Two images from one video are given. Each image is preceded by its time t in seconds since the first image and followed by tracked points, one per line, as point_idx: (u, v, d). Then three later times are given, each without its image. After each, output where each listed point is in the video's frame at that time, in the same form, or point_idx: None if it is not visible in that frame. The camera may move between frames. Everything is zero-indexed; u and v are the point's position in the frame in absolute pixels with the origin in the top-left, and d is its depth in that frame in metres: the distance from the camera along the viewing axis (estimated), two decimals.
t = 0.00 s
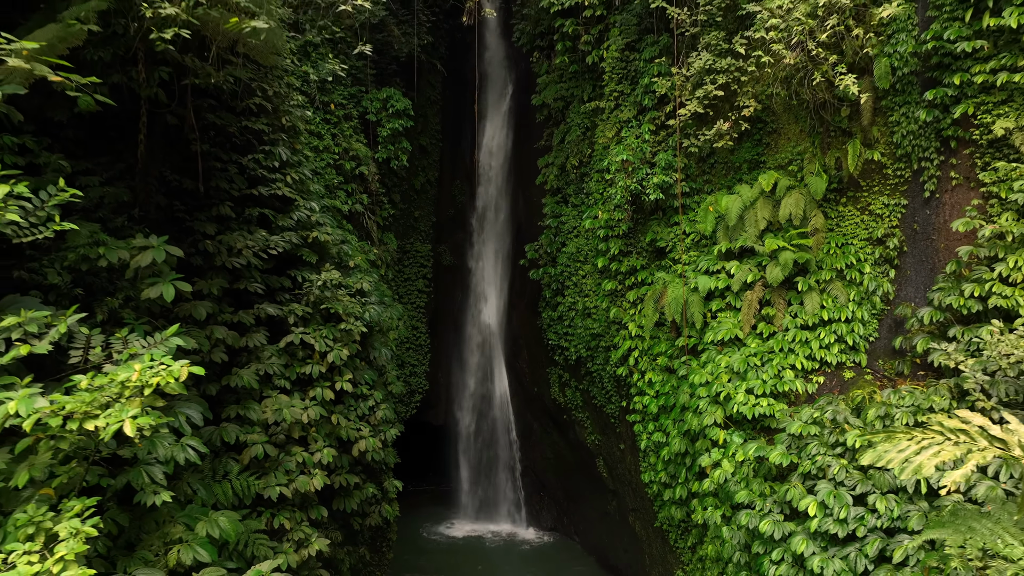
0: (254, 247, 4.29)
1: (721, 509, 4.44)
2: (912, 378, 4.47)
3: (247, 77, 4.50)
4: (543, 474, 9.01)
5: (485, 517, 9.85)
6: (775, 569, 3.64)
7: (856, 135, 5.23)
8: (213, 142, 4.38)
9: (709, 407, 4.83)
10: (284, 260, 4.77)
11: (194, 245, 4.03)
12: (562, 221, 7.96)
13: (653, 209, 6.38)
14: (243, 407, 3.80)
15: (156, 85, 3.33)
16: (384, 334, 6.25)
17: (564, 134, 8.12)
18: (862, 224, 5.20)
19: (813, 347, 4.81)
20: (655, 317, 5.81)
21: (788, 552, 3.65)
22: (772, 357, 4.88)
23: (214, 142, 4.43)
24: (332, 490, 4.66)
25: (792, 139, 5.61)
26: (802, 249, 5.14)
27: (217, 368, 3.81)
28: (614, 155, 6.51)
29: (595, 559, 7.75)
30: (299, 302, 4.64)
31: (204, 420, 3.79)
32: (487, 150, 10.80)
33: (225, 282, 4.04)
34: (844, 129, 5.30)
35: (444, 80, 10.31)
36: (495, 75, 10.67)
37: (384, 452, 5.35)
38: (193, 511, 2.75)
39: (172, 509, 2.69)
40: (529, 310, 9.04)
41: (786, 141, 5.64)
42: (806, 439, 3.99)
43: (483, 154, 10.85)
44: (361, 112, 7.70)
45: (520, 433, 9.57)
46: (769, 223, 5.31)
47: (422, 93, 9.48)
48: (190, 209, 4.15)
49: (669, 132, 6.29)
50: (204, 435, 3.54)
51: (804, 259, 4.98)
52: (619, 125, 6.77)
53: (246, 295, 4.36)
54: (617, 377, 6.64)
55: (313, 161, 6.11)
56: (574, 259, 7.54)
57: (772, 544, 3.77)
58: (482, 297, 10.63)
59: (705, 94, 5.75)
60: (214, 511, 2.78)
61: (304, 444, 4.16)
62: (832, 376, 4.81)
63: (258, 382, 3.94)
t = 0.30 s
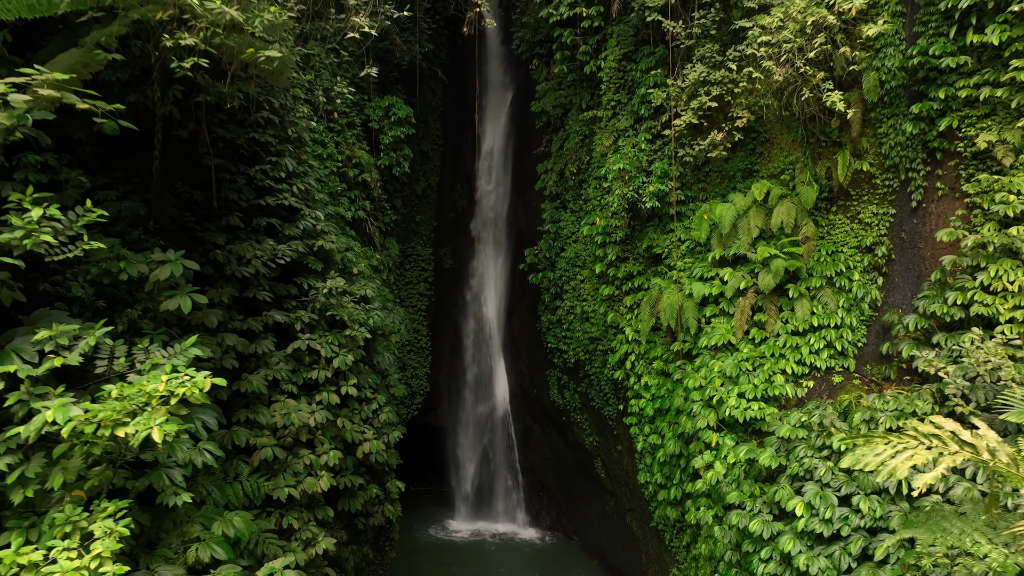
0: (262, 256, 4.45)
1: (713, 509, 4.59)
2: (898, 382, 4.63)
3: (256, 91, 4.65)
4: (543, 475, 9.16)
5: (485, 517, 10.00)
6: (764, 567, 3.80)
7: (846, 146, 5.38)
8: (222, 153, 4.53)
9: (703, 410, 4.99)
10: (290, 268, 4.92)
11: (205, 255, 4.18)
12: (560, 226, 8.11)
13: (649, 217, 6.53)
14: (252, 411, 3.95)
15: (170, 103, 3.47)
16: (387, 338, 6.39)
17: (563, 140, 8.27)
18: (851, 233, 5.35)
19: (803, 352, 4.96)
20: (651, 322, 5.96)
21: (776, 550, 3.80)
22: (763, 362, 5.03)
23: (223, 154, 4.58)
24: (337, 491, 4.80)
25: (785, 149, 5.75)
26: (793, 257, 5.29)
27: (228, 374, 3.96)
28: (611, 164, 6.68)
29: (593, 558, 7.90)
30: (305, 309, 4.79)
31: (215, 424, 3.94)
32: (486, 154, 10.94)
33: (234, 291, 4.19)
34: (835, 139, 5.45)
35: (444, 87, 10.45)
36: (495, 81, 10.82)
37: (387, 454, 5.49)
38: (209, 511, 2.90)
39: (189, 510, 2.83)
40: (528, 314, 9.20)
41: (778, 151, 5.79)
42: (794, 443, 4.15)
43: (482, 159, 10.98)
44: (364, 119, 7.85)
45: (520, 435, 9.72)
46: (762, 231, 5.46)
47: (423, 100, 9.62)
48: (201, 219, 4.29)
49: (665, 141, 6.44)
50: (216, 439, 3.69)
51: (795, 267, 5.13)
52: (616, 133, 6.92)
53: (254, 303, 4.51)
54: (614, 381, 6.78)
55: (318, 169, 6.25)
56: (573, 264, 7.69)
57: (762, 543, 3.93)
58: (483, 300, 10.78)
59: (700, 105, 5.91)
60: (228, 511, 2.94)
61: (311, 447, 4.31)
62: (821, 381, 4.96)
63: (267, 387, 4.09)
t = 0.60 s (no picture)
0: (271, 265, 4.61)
1: (706, 509, 4.74)
2: (886, 387, 4.74)
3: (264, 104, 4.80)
4: (542, 476, 9.30)
5: (485, 517, 10.14)
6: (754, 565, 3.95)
7: (836, 156, 5.53)
8: (231, 165, 4.67)
9: (697, 414, 5.15)
10: (297, 276, 5.07)
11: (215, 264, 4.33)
12: (559, 231, 8.27)
13: (645, 224, 6.69)
14: (262, 416, 4.09)
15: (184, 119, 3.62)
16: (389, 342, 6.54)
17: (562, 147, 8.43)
18: (842, 240, 5.50)
19: (794, 357, 5.12)
20: (647, 327, 6.11)
21: (765, 549, 3.97)
22: (755, 367, 5.20)
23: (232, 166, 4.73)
24: (341, 492, 4.94)
25: (777, 159, 5.90)
26: (785, 264, 5.45)
27: (238, 379, 4.11)
28: (609, 173, 6.85)
29: (591, 558, 8.03)
30: (311, 315, 4.94)
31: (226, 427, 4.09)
32: (486, 159, 11.07)
33: (244, 299, 4.34)
34: (826, 150, 5.60)
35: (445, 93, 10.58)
36: (495, 87, 10.95)
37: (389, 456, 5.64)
38: (223, 511, 3.05)
39: (204, 510, 2.98)
40: (528, 317, 9.35)
41: (771, 160, 5.94)
42: (784, 446, 4.32)
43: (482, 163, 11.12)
44: (367, 127, 8.01)
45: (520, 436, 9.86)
46: (755, 239, 5.61)
47: (425, 106, 9.75)
48: (211, 229, 4.43)
49: (662, 149, 6.58)
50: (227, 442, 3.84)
51: (786, 275, 5.29)
52: (613, 142, 7.08)
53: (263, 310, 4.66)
54: (612, 384, 6.93)
55: (323, 178, 6.40)
56: (572, 269, 7.84)
57: (752, 541, 4.08)
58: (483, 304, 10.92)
59: (694, 116, 6.07)
60: (242, 512, 3.08)
61: (317, 449, 4.46)
62: (811, 385, 5.11)
63: (275, 392, 4.23)
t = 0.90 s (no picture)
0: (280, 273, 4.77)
1: (699, 509, 4.91)
2: (873, 391, 4.91)
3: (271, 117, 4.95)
4: (541, 476, 9.44)
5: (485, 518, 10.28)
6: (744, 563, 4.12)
7: (827, 166, 5.69)
8: (239, 176, 4.82)
9: (691, 417, 5.31)
10: (303, 282, 5.22)
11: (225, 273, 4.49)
12: (558, 236, 8.42)
13: (642, 230, 6.85)
14: (270, 419, 4.24)
15: (197, 135, 3.76)
16: (392, 346, 6.68)
17: (561, 153, 8.58)
18: (833, 248, 5.65)
19: (785, 362, 5.29)
20: (644, 331, 6.26)
21: (755, 547, 4.13)
22: (747, 371, 5.36)
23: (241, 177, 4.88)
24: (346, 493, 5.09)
25: (771, 167, 6.05)
26: (777, 271, 5.60)
27: (248, 384, 4.27)
28: (606, 181, 7.02)
29: (589, 557, 8.18)
30: (317, 321, 5.08)
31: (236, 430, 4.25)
32: (486, 163, 11.23)
33: (253, 306, 4.50)
34: (817, 159, 5.74)
35: (446, 99, 10.72)
36: (495, 93, 11.09)
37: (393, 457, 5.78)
38: (236, 511, 3.20)
39: (219, 510, 3.13)
40: (528, 320, 9.50)
41: (765, 169, 6.09)
42: (773, 447, 4.54)
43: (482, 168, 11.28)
44: (369, 134, 8.16)
45: (520, 437, 10.00)
46: (748, 246, 5.76)
47: (426, 112, 9.90)
48: (220, 239, 4.58)
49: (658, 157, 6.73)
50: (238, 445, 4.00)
51: (778, 281, 5.45)
52: (611, 150, 7.24)
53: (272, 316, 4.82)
54: (610, 386, 7.07)
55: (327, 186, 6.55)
56: (570, 273, 8.00)
57: (743, 540, 4.27)
58: (483, 307, 11.07)
59: (689, 126, 6.22)
60: (254, 512, 3.23)
61: (323, 451, 4.60)
62: (802, 389, 5.27)
63: (283, 396, 4.37)
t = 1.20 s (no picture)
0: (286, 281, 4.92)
1: (692, 509, 5.06)
2: (862, 395, 5.06)
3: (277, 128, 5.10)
4: (541, 477, 9.58)
5: (485, 518, 10.43)
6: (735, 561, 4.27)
7: (819, 175, 5.84)
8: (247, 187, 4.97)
9: (685, 419, 5.47)
10: (308, 289, 5.37)
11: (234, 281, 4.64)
12: (557, 241, 8.57)
13: (639, 236, 7.00)
14: (277, 422, 4.39)
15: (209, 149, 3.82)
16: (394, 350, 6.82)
17: (560, 159, 8.72)
18: (824, 254, 5.80)
19: (777, 366, 5.44)
20: (640, 336, 6.41)
21: (746, 546, 4.28)
22: (740, 376, 5.52)
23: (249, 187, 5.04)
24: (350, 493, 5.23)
25: (764, 175, 6.19)
26: (770, 278, 5.74)
27: (256, 388, 4.42)
28: (604, 188, 7.19)
29: (588, 556, 8.33)
30: (322, 327, 5.23)
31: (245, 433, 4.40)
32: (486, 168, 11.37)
33: (261, 313, 4.65)
34: (809, 168, 5.89)
35: (447, 104, 10.86)
36: (495, 99, 11.24)
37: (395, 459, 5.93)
38: (248, 511, 3.35)
39: (231, 510, 3.28)
40: (527, 323, 9.64)
41: (758, 177, 6.23)
42: (764, 449, 4.68)
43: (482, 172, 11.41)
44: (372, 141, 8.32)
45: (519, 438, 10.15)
46: (742, 253, 5.91)
47: (426, 118, 10.05)
48: (229, 247, 4.72)
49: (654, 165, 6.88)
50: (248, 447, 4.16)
51: (770, 288, 5.60)
52: (608, 157, 7.39)
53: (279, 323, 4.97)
54: (607, 389, 7.22)
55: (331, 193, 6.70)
56: (569, 277, 8.15)
57: (733, 539, 4.41)
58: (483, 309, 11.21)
59: (685, 135, 6.37)
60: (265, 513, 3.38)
61: (329, 454, 4.75)
62: (793, 393, 5.41)
63: (290, 400, 4.50)
